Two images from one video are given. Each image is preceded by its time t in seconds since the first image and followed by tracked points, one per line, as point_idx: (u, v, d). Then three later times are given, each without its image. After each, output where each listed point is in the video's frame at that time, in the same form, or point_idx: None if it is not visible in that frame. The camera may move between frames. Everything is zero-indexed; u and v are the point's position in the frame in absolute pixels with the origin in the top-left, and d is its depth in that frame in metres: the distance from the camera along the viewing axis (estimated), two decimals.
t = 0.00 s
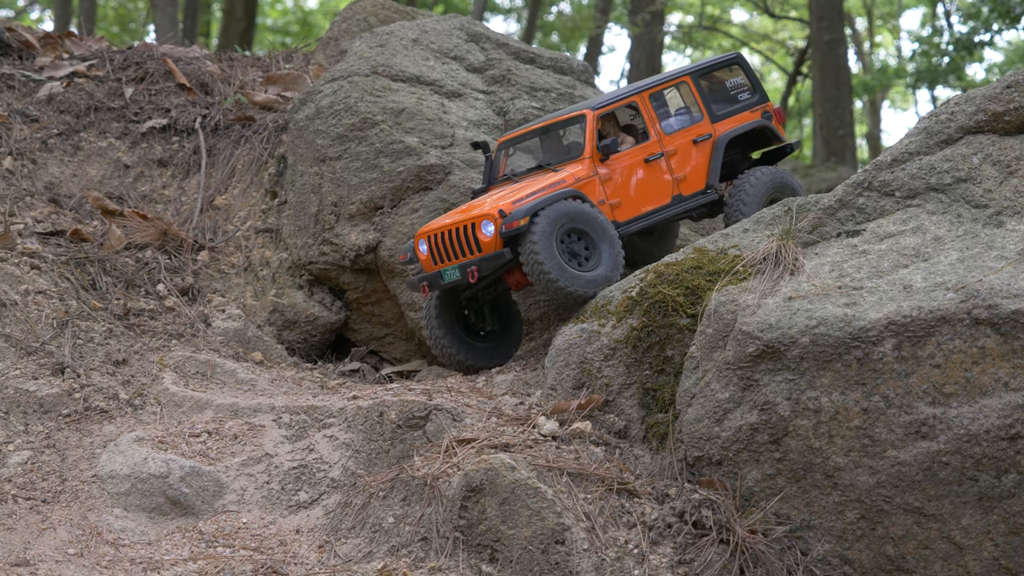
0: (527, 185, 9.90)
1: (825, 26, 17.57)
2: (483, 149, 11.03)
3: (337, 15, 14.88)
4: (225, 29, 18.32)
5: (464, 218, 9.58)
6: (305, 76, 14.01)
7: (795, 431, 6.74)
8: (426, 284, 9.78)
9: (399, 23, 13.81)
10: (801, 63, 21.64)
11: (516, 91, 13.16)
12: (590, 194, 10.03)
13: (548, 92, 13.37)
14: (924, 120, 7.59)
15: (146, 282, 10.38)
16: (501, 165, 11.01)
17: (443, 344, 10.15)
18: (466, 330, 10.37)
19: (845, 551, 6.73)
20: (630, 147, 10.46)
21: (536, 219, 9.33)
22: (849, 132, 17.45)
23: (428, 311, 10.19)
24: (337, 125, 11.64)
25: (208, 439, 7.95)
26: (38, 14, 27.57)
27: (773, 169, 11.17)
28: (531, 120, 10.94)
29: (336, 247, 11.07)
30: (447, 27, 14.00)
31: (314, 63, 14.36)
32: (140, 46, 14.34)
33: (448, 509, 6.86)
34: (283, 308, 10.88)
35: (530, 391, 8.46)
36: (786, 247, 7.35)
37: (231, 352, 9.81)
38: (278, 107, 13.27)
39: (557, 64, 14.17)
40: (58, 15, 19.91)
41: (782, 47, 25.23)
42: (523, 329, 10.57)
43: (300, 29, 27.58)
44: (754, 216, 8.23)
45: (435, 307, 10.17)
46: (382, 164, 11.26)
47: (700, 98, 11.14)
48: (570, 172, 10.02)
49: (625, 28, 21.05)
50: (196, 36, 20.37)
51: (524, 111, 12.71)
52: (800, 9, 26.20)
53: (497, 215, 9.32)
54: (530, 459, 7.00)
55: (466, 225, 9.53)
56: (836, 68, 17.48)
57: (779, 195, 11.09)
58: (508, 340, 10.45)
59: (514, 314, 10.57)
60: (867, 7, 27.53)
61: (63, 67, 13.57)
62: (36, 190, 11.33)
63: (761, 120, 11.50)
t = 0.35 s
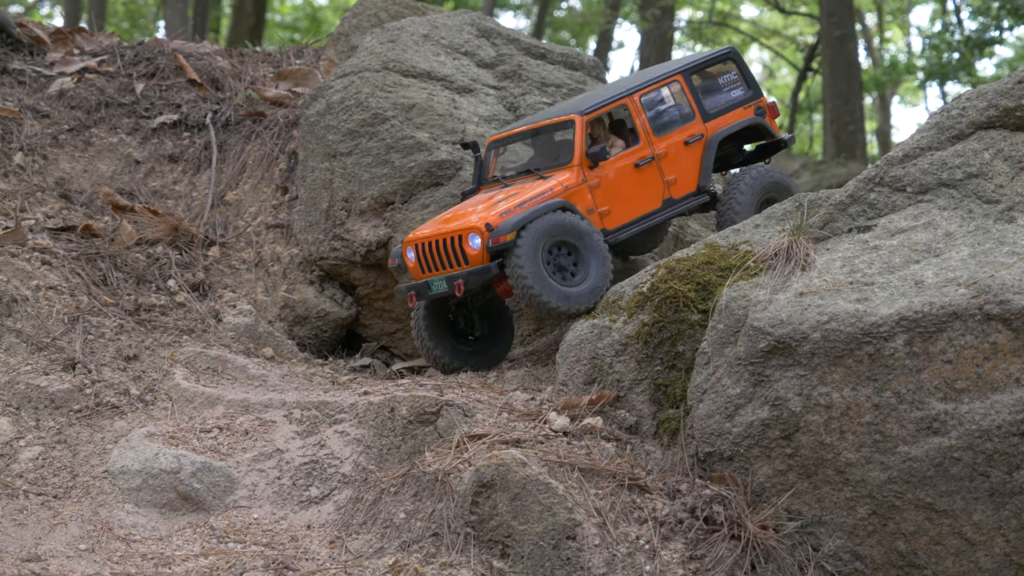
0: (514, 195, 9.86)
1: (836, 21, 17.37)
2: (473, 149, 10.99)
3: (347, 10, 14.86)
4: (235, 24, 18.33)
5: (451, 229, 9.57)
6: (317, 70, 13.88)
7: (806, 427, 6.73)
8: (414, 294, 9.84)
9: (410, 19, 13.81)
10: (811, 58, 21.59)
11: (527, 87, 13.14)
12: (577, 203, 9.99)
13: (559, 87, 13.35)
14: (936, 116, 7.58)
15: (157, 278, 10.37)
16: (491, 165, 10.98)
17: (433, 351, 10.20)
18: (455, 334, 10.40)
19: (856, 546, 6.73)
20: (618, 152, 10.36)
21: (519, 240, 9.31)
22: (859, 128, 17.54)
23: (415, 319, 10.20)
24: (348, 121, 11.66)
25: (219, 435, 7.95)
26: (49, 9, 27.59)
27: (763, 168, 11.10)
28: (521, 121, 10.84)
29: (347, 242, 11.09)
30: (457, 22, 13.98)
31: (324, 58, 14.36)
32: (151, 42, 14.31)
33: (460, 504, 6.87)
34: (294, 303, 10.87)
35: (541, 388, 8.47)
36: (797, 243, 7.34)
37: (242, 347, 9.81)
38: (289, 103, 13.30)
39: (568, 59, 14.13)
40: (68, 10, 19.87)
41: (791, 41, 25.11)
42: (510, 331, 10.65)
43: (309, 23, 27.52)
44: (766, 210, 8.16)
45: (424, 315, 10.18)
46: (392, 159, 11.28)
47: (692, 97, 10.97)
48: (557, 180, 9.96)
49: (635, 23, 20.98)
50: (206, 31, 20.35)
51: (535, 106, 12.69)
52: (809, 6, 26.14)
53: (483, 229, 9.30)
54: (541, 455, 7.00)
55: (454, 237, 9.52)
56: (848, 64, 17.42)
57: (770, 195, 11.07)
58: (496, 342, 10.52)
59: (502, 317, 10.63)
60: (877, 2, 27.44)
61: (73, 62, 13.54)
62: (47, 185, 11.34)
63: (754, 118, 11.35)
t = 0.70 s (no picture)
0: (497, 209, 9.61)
1: (846, 16, 17.39)
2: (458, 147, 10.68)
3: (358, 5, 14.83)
4: (246, 18, 18.34)
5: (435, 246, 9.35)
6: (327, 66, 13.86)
7: (818, 421, 6.73)
8: (398, 305, 9.70)
9: (421, 13, 13.79)
10: (821, 53, 21.52)
11: (538, 81, 13.12)
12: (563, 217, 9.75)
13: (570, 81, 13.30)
14: (948, 110, 7.56)
15: (168, 272, 10.37)
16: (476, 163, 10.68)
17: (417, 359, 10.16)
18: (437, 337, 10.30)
19: (868, 540, 6.74)
20: (604, 160, 10.08)
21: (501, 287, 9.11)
22: (869, 122, 17.51)
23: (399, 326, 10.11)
24: (358, 115, 11.64)
25: (231, 429, 7.97)
26: (58, 5, 27.64)
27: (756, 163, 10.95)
28: (506, 121, 10.52)
29: (358, 236, 11.07)
30: (468, 16, 13.95)
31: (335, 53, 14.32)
32: (162, 36, 14.28)
33: (472, 498, 6.88)
34: (305, 297, 10.92)
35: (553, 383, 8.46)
36: (809, 236, 7.32)
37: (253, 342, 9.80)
38: (300, 97, 13.21)
39: (579, 54, 14.08)
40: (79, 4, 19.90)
41: (801, 35, 25.03)
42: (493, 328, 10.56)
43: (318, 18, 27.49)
44: (777, 204, 8.19)
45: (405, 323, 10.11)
46: (404, 154, 11.30)
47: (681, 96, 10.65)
48: (542, 193, 9.68)
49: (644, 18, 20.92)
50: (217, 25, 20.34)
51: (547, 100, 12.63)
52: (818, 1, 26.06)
53: (468, 250, 9.09)
54: (553, 449, 7.01)
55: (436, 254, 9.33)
56: (858, 58, 17.39)
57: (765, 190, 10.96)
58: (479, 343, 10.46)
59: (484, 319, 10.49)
60: None
61: (84, 57, 13.51)
62: (58, 180, 11.36)
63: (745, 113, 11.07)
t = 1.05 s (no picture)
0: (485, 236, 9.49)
1: (856, 9, 17.26)
2: (441, 154, 10.35)
3: None
4: (255, 13, 18.34)
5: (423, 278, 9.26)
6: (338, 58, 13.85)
7: (829, 413, 6.72)
8: (383, 329, 9.67)
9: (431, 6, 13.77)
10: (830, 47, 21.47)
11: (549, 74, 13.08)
12: (551, 245, 9.69)
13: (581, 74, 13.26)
14: (959, 103, 7.56)
15: (179, 265, 10.36)
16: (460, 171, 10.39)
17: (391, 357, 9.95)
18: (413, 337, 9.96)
19: (879, 532, 6.76)
20: (591, 181, 9.89)
21: (491, 352, 9.12)
22: (879, 115, 17.54)
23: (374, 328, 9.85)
24: (369, 109, 11.63)
25: (241, 421, 7.96)
26: None
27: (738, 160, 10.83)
28: (489, 131, 10.18)
29: (369, 230, 11.02)
30: (479, 9, 13.93)
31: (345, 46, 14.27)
32: (172, 29, 14.17)
33: (483, 490, 6.92)
34: (316, 291, 10.83)
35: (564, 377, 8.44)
36: (819, 229, 7.30)
37: (264, 335, 9.83)
38: (310, 91, 13.18)
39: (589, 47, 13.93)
40: None
41: (811, 29, 24.96)
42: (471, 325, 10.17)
43: (327, 11, 27.41)
44: (788, 196, 8.11)
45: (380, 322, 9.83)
46: (414, 147, 11.29)
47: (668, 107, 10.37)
48: (530, 224, 9.55)
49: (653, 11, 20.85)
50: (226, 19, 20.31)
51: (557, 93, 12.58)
52: None
53: (456, 289, 9.02)
54: (564, 441, 7.03)
55: (424, 287, 9.24)
56: (869, 51, 17.34)
57: (749, 186, 10.87)
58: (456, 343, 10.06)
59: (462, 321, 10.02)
60: None
61: (94, 50, 13.40)
62: (70, 174, 11.39)
63: (731, 118, 10.80)
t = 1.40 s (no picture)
0: (470, 230, 9.04)
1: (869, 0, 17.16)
2: (424, 146, 9.93)
3: None
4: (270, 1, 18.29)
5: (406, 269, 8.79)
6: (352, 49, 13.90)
7: (844, 403, 6.73)
8: (365, 321, 9.18)
9: None
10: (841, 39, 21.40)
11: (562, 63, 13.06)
12: (535, 238, 9.23)
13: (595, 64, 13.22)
14: (974, 91, 7.55)
15: (194, 255, 10.38)
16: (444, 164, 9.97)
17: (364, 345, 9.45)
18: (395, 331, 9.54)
19: (894, 521, 6.75)
20: (576, 175, 9.45)
21: (485, 345, 8.65)
22: (893, 106, 17.46)
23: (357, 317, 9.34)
24: (383, 98, 11.65)
25: (257, 411, 7.99)
26: None
27: (725, 150, 10.30)
28: (473, 124, 9.78)
29: (383, 219, 10.95)
30: None
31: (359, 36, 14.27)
32: (185, 19, 14.09)
33: (498, 480, 6.93)
34: (330, 280, 10.76)
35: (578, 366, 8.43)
36: (834, 219, 7.29)
37: (278, 325, 9.84)
38: (324, 81, 13.13)
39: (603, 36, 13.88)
40: None
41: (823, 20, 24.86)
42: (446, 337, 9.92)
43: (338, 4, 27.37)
44: (802, 185, 8.10)
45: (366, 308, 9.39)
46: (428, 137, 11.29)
47: (655, 98, 9.95)
48: (514, 217, 9.11)
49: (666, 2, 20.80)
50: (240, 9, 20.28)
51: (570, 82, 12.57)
52: None
53: (440, 281, 8.57)
54: (579, 431, 7.05)
55: (408, 279, 8.79)
56: (882, 42, 17.26)
57: (737, 176, 10.36)
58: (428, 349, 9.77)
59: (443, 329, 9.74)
60: None
61: (108, 41, 13.28)
62: (83, 164, 11.36)
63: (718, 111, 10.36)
